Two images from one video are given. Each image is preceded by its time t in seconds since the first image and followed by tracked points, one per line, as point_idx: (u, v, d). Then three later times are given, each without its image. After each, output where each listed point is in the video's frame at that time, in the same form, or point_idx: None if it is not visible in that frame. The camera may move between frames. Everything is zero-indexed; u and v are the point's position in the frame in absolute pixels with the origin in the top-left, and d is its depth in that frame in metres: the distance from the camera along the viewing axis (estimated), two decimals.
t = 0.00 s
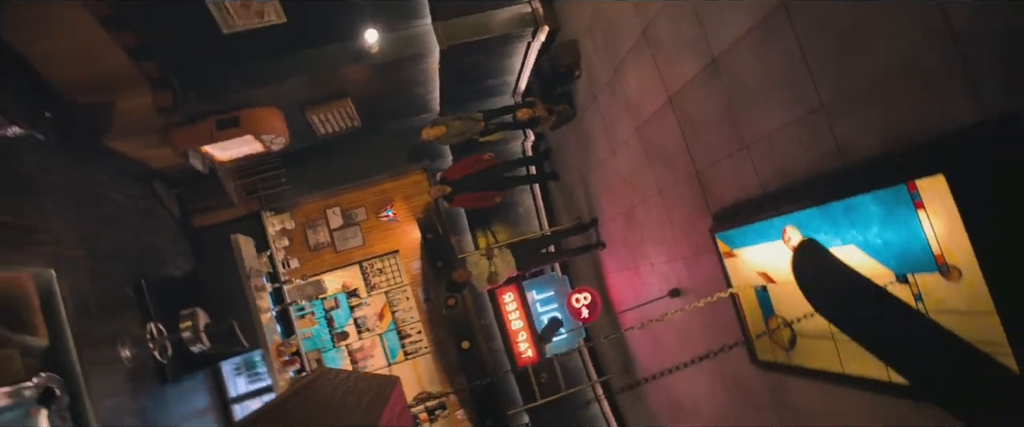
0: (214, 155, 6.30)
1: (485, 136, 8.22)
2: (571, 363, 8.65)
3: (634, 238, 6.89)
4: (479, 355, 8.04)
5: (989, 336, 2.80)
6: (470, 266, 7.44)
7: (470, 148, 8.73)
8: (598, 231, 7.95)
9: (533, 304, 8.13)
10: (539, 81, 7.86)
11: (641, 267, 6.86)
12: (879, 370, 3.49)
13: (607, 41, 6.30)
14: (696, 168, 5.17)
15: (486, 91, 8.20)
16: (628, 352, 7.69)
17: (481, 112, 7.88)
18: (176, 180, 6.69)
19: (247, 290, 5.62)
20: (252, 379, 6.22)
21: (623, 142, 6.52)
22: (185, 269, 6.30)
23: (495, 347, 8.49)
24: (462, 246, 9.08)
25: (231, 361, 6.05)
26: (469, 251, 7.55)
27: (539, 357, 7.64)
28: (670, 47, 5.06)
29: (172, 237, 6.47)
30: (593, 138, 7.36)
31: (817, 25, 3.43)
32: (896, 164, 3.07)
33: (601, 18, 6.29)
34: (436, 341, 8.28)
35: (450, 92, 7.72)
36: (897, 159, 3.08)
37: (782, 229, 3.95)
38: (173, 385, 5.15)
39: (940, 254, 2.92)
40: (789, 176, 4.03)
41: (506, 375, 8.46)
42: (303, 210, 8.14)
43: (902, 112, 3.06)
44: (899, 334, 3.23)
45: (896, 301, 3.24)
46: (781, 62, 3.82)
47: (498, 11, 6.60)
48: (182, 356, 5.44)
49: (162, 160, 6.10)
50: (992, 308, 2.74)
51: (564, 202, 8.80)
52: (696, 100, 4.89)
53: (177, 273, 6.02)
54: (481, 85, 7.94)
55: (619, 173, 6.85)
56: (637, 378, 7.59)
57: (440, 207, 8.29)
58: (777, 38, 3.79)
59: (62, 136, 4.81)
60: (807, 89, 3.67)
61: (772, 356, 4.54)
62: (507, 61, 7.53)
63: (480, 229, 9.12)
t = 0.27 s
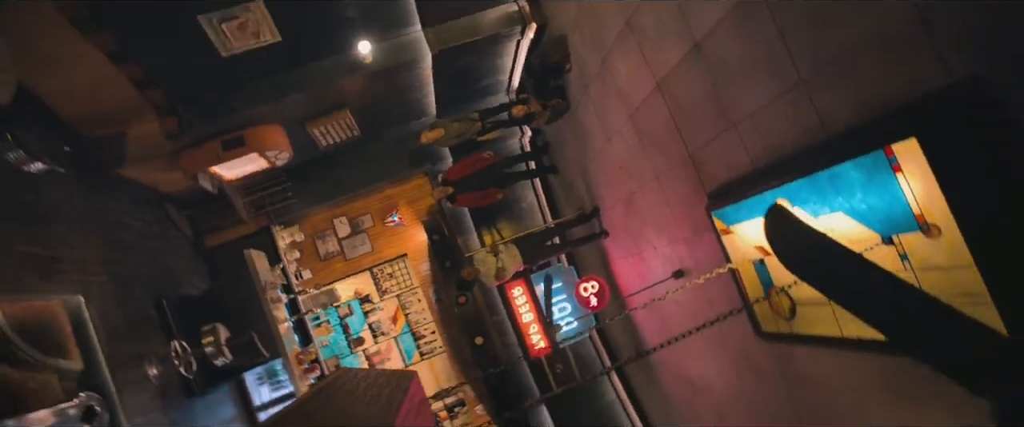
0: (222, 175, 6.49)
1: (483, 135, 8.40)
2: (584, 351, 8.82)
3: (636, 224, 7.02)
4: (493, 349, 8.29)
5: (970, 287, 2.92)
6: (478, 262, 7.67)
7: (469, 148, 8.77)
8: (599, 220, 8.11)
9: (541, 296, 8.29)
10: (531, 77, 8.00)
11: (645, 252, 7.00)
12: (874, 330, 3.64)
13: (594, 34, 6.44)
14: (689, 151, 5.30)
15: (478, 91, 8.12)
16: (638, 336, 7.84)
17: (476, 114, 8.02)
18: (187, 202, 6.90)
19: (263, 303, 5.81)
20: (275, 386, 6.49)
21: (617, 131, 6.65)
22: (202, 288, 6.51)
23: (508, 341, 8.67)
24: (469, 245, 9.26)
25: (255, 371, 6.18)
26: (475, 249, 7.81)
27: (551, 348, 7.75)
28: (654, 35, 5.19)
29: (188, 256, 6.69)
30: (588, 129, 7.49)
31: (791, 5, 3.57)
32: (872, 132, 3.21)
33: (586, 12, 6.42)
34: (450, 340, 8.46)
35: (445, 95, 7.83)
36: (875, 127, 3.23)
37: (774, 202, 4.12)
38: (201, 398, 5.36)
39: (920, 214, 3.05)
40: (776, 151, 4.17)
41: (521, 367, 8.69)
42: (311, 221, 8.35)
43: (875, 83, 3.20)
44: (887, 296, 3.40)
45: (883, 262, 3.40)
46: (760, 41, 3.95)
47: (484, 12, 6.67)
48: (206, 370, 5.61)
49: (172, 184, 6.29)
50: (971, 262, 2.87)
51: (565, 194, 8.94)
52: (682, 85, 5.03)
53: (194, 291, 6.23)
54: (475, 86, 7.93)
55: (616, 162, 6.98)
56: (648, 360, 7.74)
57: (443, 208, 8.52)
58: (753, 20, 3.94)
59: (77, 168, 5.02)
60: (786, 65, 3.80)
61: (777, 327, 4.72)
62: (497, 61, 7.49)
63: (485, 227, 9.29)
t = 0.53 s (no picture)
0: (228, 189, 6.61)
1: (481, 134, 8.56)
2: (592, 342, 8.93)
3: (637, 213, 7.10)
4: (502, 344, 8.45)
5: (956, 254, 3.04)
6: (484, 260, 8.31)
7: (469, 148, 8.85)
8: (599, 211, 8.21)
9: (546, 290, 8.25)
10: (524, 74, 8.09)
11: (646, 240, 7.10)
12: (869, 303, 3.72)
13: (583, 28, 6.53)
14: (682, 138, 5.39)
15: (475, 89, 8.21)
16: (644, 323, 7.95)
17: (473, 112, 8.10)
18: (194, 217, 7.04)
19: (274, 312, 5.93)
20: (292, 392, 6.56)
21: (612, 122, 6.74)
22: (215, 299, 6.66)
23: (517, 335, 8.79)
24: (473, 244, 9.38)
25: (271, 377, 6.37)
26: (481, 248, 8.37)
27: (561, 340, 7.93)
28: (642, 26, 5.27)
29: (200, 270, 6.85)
30: (584, 122, 7.58)
31: None
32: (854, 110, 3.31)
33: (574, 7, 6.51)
34: (460, 337, 8.60)
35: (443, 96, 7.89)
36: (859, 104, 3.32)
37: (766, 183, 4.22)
38: (220, 407, 5.51)
39: (904, 185, 3.17)
40: (766, 133, 4.27)
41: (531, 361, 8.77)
42: (317, 230, 8.54)
43: (856, 62, 3.28)
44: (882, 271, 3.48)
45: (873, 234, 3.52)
46: (744, 26, 4.03)
47: (476, 12, 6.76)
48: (224, 379, 5.78)
49: (179, 199, 6.43)
50: (954, 228, 2.98)
51: (565, 187, 9.04)
52: (672, 74, 5.12)
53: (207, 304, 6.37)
54: (473, 85, 8.02)
55: (613, 152, 7.07)
56: (656, 346, 7.85)
57: (445, 208, 8.71)
58: (736, 6, 4.03)
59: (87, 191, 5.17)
60: (770, 49, 3.89)
61: (776, 306, 4.85)
62: (491, 57, 7.61)
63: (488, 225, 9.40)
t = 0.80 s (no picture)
0: (238, 207, 6.78)
1: (480, 133, 8.70)
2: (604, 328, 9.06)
3: (637, 198, 7.23)
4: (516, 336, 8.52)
5: (939, 210, 3.26)
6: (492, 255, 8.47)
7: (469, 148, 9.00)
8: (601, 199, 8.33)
9: (555, 280, 8.29)
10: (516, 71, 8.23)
11: (649, 223, 7.21)
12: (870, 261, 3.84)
13: (569, 22, 6.66)
14: (674, 120, 5.52)
15: (471, 91, 8.12)
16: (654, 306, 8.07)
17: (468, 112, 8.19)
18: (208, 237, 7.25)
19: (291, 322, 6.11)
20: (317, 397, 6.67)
21: (606, 111, 6.87)
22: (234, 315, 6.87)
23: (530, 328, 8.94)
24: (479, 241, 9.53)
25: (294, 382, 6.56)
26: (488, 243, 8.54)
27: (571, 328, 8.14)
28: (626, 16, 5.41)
29: (218, 288, 7.07)
30: (578, 113, 7.71)
31: None
32: (836, 79, 3.44)
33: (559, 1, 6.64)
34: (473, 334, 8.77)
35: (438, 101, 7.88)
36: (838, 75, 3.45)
37: (757, 157, 4.34)
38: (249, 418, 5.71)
39: (885, 149, 3.37)
40: (753, 110, 4.40)
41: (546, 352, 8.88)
42: (327, 239, 8.66)
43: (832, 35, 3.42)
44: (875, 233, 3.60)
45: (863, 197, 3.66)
46: (723, 8, 4.16)
47: (464, 14, 6.76)
48: (250, 390, 6.35)
49: (191, 221, 6.63)
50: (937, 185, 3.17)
51: (566, 178, 9.17)
52: (659, 59, 5.25)
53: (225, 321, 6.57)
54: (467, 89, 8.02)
55: (609, 140, 7.19)
56: (667, 328, 7.97)
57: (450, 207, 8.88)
58: None
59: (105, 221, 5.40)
60: (751, 28, 4.02)
61: (778, 276, 5.01)
62: (484, 59, 7.60)
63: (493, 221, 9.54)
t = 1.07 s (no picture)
0: (249, 222, 6.95)
1: (478, 131, 8.81)
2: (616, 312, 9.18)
3: (637, 181, 7.36)
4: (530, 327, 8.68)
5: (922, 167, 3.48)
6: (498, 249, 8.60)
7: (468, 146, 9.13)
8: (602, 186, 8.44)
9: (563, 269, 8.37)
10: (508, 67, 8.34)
11: (650, 205, 7.33)
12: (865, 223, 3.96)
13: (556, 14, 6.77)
14: (666, 102, 5.63)
15: (465, 89, 8.21)
16: (662, 286, 8.19)
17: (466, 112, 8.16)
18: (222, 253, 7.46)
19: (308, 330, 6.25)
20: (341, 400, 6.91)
21: (599, 98, 6.98)
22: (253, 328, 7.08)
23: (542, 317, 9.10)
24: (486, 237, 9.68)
25: (318, 386, 6.87)
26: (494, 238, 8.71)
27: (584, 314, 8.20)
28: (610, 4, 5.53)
29: (236, 302, 7.29)
30: (573, 103, 7.81)
31: None
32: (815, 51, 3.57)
33: None
34: (487, 328, 8.93)
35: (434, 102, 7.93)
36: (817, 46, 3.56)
37: (746, 130, 4.45)
38: None
39: (865, 114, 3.51)
40: (740, 86, 4.51)
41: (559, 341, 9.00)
42: (336, 247, 8.83)
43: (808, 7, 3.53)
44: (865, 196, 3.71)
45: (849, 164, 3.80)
46: None
47: (452, 15, 6.75)
48: (276, 396, 6.73)
49: (205, 239, 6.83)
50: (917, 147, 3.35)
51: (566, 168, 9.27)
52: (646, 45, 5.36)
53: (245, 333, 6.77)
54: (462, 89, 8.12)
55: (605, 127, 7.31)
56: (676, 307, 8.08)
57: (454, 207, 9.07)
58: None
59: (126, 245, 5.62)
60: (731, 7, 4.13)
61: (778, 243, 5.15)
62: (476, 58, 7.63)
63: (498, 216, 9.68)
